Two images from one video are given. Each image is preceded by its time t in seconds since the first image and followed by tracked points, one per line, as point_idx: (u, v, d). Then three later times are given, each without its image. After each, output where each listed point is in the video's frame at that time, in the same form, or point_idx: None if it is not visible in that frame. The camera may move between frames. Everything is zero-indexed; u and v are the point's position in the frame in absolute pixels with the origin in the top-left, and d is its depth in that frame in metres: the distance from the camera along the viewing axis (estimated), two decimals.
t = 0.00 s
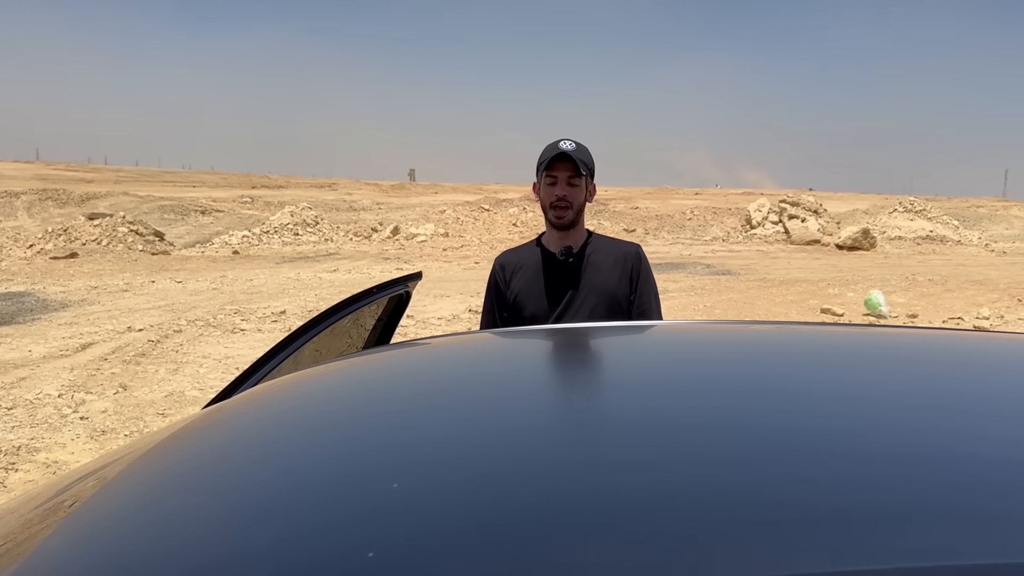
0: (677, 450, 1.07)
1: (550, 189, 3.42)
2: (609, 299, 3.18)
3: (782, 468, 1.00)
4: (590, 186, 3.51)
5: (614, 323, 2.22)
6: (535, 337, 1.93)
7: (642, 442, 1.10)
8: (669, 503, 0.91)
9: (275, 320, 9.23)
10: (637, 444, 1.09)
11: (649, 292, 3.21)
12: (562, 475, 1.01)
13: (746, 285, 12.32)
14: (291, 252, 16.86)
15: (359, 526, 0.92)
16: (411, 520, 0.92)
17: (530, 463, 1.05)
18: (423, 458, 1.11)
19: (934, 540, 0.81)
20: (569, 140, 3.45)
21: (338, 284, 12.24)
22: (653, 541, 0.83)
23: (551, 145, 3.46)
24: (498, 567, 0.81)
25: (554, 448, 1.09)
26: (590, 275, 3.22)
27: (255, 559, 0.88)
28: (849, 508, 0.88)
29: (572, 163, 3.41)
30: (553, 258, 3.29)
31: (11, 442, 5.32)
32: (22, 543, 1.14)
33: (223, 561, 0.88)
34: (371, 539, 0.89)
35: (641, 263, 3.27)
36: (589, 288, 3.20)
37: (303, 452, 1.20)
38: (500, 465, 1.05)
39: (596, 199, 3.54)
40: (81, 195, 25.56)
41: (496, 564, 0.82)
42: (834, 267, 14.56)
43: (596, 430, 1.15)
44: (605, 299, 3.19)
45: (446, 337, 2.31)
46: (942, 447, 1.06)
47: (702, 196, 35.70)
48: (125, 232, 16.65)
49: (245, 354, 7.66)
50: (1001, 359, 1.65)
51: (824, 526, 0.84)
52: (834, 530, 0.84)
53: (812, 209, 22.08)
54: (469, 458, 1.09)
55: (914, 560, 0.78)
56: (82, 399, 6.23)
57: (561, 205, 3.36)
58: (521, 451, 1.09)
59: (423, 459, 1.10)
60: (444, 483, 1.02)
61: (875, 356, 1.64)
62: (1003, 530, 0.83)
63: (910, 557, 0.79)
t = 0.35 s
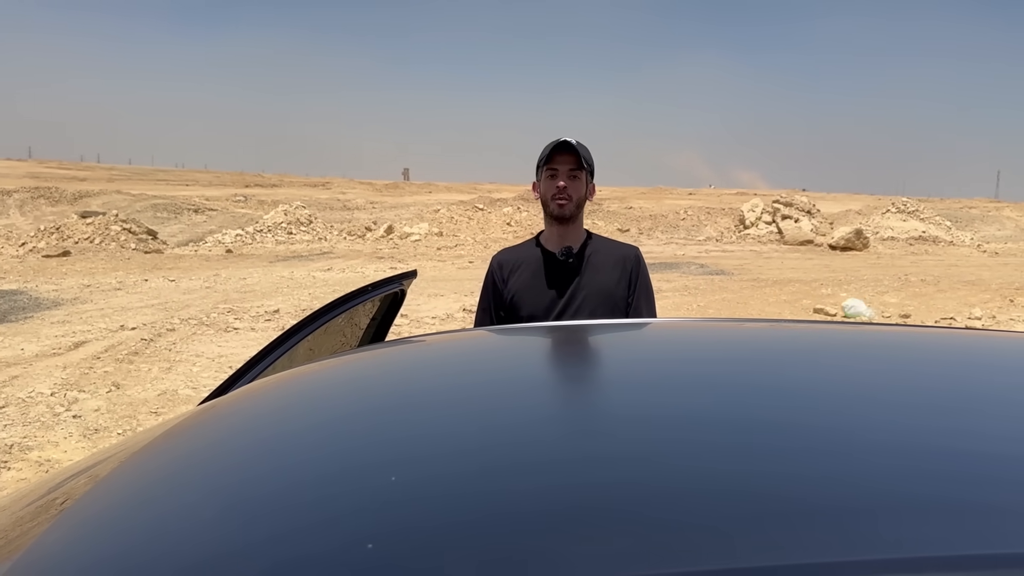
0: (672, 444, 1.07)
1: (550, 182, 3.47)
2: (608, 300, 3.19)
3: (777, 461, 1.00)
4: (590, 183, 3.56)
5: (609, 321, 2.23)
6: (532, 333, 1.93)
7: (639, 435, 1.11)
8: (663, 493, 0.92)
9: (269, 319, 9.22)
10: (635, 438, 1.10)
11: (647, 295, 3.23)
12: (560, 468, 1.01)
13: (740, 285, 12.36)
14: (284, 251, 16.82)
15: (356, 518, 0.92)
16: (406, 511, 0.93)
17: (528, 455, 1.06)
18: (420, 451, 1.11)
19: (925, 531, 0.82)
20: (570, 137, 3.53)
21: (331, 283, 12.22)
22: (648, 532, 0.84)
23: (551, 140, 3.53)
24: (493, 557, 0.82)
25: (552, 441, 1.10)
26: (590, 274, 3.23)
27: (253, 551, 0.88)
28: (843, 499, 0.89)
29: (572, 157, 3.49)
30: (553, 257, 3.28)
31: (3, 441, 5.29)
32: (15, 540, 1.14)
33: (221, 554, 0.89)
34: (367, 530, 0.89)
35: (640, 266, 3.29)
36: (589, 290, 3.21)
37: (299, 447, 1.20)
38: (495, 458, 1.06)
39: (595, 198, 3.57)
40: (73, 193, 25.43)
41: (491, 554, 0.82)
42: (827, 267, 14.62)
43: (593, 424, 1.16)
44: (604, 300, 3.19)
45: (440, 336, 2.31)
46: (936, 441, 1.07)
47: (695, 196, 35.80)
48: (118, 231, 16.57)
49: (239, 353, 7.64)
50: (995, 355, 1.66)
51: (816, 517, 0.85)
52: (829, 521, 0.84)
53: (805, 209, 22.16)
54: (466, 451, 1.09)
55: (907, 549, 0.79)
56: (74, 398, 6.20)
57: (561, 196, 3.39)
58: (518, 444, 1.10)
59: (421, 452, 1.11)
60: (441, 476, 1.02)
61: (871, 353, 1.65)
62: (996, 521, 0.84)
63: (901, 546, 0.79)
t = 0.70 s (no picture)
0: (671, 441, 1.07)
1: (557, 184, 3.47)
2: (612, 304, 3.21)
3: (776, 458, 1.01)
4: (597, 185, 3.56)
5: (605, 319, 2.23)
6: (533, 332, 1.93)
7: (639, 432, 1.11)
8: (664, 488, 0.92)
9: (263, 319, 9.19)
10: (636, 434, 1.10)
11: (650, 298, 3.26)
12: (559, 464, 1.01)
13: (733, 285, 12.41)
14: (278, 250, 16.77)
15: (355, 512, 0.92)
16: (405, 505, 0.93)
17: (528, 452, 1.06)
18: (419, 447, 1.11)
19: (924, 526, 0.82)
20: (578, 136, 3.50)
21: (325, 283, 12.19)
22: (649, 526, 0.84)
23: (558, 140, 3.50)
24: (492, 550, 0.82)
25: (552, 437, 1.11)
26: (595, 278, 3.24)
27: (250, 547, 0.88)
28: (843, 495, 0.89)
29: (581, 158, 3.46)
30: (558, 258, 3.28)
31: None
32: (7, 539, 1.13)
33: (216, 551, 0.88)
34: (365, 525, 0.89)
35: (643, 270, 3.32)
36: (592, 292, 3.22)
37: (295, 443, 1.20)
38: (494, 455, 1.05)
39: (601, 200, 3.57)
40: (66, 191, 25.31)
41: (491, 548, 0.82)
42: (820, 268, 14.68)
43: (593, 421, 1.16)
44: (608, 303, 3.21)
45: (434, 336, 2.31)
46: (935, 439, 1.08)
47: (689, 197, 35.88)
48: (111, 230, 16.50)
49: (232, 353, 7.62)
50: (994, 356, 1.67)
51: (816, 512, 0.85)
52: (828, 516, 0.85)
53: (798, 210, 22.24)
54: (464, 447, 1.09)
55: (907, 544, 0.79)
56: (67, 397, 6.16)
57: (568, 200, 3.39)
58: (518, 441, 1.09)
59: (420, 448, 1.11)
60: (440, 472, 1.02)
61: (870, 352, 1.65)
62: (993, 518, 0.84)
63: (901, 541, 0.80)
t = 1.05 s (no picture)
0: (672, 440, 1.08)
1: (571, 185, 3.48)
2: (625, 307, 3.21)
3: (777, 458, 1.01)
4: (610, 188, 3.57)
5: (604, 320, 2.23)
6: (535, 333, 1.94)
7: (642, 431, 1.11)
8: (665, 488, 0.93)
9: (256, 319, 9.17)
10: (637, 433, 1.10)
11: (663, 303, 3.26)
12: (560, 461, 1.01)
13: (727, 286, 12.44)
14: (271, 250, 16.73)
15: (358, 510, 0.92)
16: (406, 504, 0.93)
17: (529, 449, 1.06)
18: (420, 445, 1.11)
19: (920, 521, 0.84)
20: (592, 138, 3.52)
21: (319, 283, 12.17)
22: (654, 523, 0.85)
23: (573, 141, 3.52)
24: (494, 548, 0.82)
25: (554, 435, 1.11)
26: (608, 281, 3.24)
27: (254, 544, 0.88)
28: (843, 494, 0.90)
29: (595, 160, 3.48)
30: (571, 262, 3.28)
31: None
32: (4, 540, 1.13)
33: (217, 550, 0.88)
34: (369, 522, 0.89)
35: (657, 274, 3.31)
36: (605, 296, 3.22)
37: (294, 442, 1.20)
38: (498, 454, 1.05)
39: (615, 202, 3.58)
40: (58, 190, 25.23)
41: (496, 546, 0.82)
42: (814, 269, 14.73)
43: (594, 421, 1.16)
44: (620, 307, 3.21)
45: (431, 336, 2.31)
46: (935, 439, 1.09)
47: (683, 198, 35.97)
48: (104, 229, 16.44)
49: (226, 352, 7.60)
50: (994, 358, 1.68)
51: (815, 509, 0.86)
52: (828, 514, 0.85)
53: (792, 211, 22.31)
54: (468, 445, 1.10)
55: (908, 542, 0.80)
56: (60, 397, 6.13)
57: (581, 200, 3.39)
58: (523, 440, 1.10)
59: (422, 446, 1.11)
60: (442, 469, 1.02)
61: (869, 354, 1.66)
62: (990, 517, 0.85)
63: (902, 538, 0.80)
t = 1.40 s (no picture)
0: (666, 438, 1.09)
1: (585, 188, 3.47)
2: (644, 309, 3.21)
3: (774, 458, 1.01)
4: (627, 180, 3.52)
5: (602, 319, 2.23)
6: (533, 333, 1.94)
7: (639, 431, 1.11)
8: (661, 487, 0.93)
9: (250, 319, 9.16)
10: (633, 433, 1.11)
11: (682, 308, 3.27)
12: (555, 461, 1.02)
13: (721, 287, 12.47)
14: (265, 250, 16.70)
15: (353, 511, 0.92)
16: (404, 504, 0.92)
17: (525, 448, 1.07)
18: (418, 445, 1.11)
19: (914, 520, 0.84)
20: (600, 136, 3.49)
21: (313, 283, 12.16)
22: (648, 522, 0.85)
23: (582, 143, 3.50)
24: (492, 546, 0.82)
25: (548, 436, 1.11)
26: (628, 282, 3.25)
27: (250, 544, 0.88)
28: (837, 493, 0.90)
29: (603, 158, 3.45)
30: (591, 261, 3.28)
31: None
32: None
33: (214, 549, 0.88)
34: (364, 522, 0.89)
35: (677, 278, 3.32)
36: (624, 298, 3.22)
37: (291, 441, 1.19)
38: (494, 454, 1.06)
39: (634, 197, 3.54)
40: (50, 190, 25.13)
41: (491, 544, 0.82)
42: (806, 270, 14.79)
43: (591, 421, 1.17)
44: (639, 308, 3.21)
45: (425, 336, 2.31)
46: (930, 440, 1.09)
47: (677, 199, 36.05)
48: (96, 229, 16.38)
49: (219, 353, 7.58)
50: (993, 360, 1.68)
51: (810, 508, 0.87)
52: (822, 513, 0.86)
53: (784, 212, 22.39)
54: (465, 445, 1.10)
55: (902, 541, 0.80)
56: (52, 397, 6.11)
57: (597, 201, 3.37)
58: (520, 440, 1.10)
59: (419, 445, 1.11)
60: (436, 469, 1.02)
61: (866, 354, 1.67)
62: (984, 516, 0.85)
63: (896, 537, 0.81)
